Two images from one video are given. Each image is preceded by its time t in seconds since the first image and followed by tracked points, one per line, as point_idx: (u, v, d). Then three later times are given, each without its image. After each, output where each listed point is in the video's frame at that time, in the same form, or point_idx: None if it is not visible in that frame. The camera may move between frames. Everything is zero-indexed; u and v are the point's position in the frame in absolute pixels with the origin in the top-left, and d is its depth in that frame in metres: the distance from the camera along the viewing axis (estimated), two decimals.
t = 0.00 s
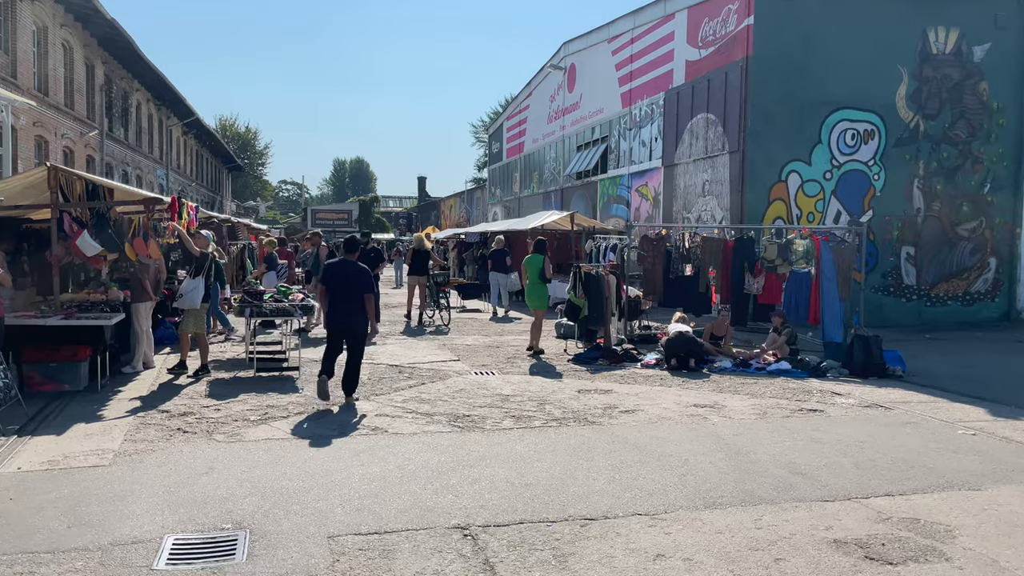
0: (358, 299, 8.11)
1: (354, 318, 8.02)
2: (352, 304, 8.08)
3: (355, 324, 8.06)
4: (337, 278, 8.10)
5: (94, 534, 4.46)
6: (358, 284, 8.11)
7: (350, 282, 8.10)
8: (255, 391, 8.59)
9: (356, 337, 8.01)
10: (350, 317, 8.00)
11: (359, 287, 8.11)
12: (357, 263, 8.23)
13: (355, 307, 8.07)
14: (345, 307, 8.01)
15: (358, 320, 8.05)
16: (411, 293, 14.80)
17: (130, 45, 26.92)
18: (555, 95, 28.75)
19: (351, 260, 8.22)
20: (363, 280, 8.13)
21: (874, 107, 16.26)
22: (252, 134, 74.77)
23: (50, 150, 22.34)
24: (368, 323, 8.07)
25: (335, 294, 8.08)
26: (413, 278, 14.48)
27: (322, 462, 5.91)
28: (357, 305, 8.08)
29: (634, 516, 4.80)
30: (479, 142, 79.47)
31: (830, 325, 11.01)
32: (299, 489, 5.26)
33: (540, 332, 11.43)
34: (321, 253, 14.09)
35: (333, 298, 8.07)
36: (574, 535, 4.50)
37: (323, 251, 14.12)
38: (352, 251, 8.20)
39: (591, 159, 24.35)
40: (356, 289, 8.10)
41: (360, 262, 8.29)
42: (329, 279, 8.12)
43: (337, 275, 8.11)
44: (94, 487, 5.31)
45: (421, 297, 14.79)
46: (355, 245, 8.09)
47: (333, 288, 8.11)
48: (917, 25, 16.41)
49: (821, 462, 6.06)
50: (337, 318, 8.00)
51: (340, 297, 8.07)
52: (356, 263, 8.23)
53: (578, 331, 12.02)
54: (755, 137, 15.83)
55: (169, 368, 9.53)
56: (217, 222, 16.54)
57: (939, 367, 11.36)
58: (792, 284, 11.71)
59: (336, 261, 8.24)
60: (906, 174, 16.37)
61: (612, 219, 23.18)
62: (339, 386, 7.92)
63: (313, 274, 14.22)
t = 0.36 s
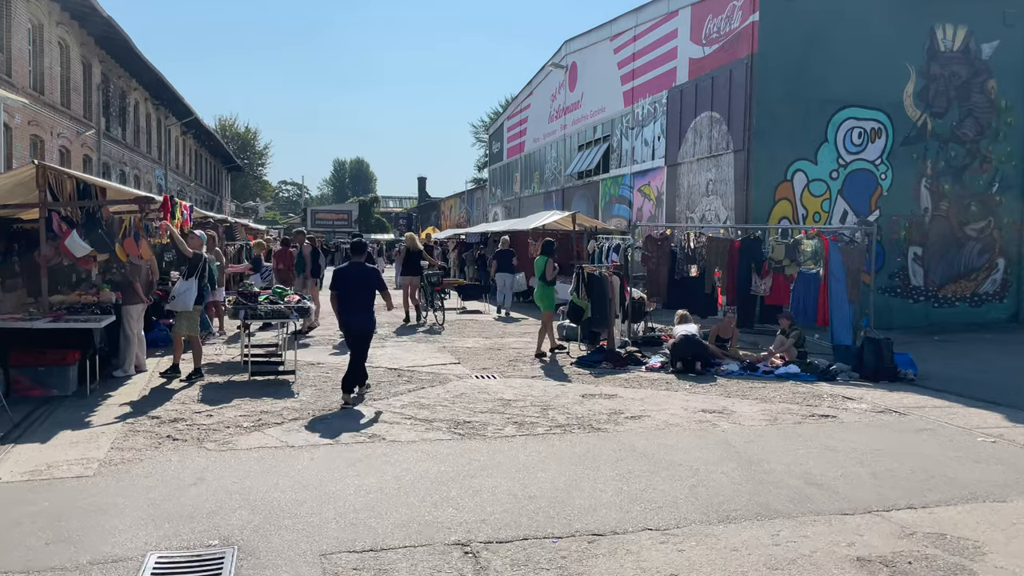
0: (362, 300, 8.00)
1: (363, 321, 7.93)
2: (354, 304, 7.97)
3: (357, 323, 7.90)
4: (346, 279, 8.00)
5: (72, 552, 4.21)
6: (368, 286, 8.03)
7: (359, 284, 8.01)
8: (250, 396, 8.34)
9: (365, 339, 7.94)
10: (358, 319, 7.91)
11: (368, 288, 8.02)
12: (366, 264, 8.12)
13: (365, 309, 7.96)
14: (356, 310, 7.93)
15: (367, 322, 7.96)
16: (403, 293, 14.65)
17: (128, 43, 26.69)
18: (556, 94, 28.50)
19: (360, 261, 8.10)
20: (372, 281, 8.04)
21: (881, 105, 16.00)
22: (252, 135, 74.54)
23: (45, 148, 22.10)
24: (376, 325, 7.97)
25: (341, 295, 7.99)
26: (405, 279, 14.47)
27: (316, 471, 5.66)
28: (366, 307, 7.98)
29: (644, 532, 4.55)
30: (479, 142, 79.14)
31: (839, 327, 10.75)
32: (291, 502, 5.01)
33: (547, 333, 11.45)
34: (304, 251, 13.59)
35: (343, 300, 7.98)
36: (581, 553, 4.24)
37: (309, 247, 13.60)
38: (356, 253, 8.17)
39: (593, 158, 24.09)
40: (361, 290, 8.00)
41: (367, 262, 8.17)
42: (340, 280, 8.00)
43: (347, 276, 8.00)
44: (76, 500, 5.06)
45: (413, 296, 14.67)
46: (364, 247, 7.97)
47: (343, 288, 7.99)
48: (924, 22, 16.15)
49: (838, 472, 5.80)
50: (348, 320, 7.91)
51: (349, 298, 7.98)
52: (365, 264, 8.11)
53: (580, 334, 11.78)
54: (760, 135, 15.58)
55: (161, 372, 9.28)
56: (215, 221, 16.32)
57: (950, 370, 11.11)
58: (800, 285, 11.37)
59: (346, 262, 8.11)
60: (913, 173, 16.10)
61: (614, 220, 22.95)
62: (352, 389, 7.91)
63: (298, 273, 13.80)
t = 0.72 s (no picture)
0: (369, 295, 8.48)
1: (369, 314, 8.42)
2: (359, 299, 8.43)
3: (357, 318, 8.43)
4: (353, 275, 8.48)
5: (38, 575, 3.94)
6: (373, 282, 8.49)
7: (364, 279, 8.49)
8: (238, 402, 8.07)
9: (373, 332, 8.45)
10: (366, 314, 8.42)
11: (373, 284, 8.49)
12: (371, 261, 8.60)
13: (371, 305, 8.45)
14: (362, 305, 8.40)
15: (373, 316, 8.45)
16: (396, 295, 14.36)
17: (122, 42, 26.41)
18: (555, 93, 28.21)
19: (365, 258, 8.58)
20: (377, 276, 8.50)
21: (884, 104, 15.74)
22: (250, 135, 74.20)
23: (38, 148, 21.82)
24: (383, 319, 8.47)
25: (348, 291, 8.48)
26: (397, 279, 14.04)
27: (303, 484, 5.40)
28: (372, 302, 8.47)
29: (647, 550, 4.29)
30: (478, 142, 78.81)
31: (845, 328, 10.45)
32: (274, 517, 4.74)
33: (548, 336, 11.25)
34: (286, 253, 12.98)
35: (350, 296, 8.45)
36: None
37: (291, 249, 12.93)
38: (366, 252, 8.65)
39: (592, 157, 23.82)
40: (367, 285, 8.48)
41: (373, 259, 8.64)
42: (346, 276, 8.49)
43: (353, 273, 8.48)
44: (47, 516, 4.79)
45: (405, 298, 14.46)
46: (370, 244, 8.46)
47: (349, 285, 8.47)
48: (929, 19, 15.92)
49: (850, 483, 5.54)
50: (356, 314, 8.42)
51: (356, 293, 8.45)
52: (370, 260, 8.59)
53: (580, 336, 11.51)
54: (762, 134, 15.34)
55: (149, 377, 9.02)
56: (209, 221, 16.06)
57: (958, 374, 10.83)
58: (804, 287, 11.15)
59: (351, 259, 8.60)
60: (918, 173, 15.84)
61: (614, 220, 22.67)
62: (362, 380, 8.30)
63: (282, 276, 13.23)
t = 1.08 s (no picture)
0: (381, 299, 8.65)
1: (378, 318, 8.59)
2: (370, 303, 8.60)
3: (363, 321, 8.60)
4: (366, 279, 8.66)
5: None
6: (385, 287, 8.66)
7: (377, 284, 8.67)
8: (227, 407, 7.84)
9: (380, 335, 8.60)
10: (375, 318, 8.58)
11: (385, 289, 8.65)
12: (385, 266, 8.79)
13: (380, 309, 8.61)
14: (372, 309, 8.58)
15: (382, 320, 8.61)
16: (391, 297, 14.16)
17: (117, 41, 26.16)
18: (554, 92, 27.96)
19: (379, 263, 8.77)
20: (389, 281, 8.67)
21: (888, 102, 15.51)
22: (248, 135, 73.92)
23: (30, 148, 21.57)
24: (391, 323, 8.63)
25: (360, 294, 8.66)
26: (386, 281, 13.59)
27: (289, 496, 5.17)
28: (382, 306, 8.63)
29: (649, 569, 4.06)
30: (477, 142, 78.53)
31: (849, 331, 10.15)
32: (256, 533, 4.51)
33: (548, 337, 11.04)
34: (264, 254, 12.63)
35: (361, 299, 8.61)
36: None
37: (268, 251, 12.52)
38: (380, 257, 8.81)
39: (591, 157, 23.59)
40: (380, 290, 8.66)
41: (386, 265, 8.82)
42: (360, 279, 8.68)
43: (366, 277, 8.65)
44: (18, 531, 4.55)
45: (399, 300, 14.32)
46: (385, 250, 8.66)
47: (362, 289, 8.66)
48: (932, 15, 15.69)
49: (860, 495, 5.31)
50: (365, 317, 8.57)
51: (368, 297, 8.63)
52: (383, 266, 8.77)
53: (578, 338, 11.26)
54: (764, 133, 15.14)
55: (136, 381, 8.77)
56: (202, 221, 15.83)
57: (965, 377, 10.58)
58: (808, 289, 10.89)
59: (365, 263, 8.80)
60: (921, 172, 15.61)
61: (613, 220, 22.43)
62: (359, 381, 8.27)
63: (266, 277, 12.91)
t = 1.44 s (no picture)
0: (380, 295, 8.66)
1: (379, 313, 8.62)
2: (370, 299, 8.61)
3: (364, 316, 8.61)
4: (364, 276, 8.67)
5: None
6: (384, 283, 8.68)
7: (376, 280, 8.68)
8: (216, 412, 7.59)
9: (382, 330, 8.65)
10: (376, 313, 8.60)
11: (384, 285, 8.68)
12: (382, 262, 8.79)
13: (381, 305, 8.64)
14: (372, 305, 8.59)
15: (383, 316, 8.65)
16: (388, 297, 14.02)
17: (114, 40, 25.93)
18: (555, 90, 27.68)
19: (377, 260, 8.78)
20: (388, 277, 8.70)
21: (894, 99, 15.26)
22: (248, 135, 73.66)
23: (25, 147, 21.33)
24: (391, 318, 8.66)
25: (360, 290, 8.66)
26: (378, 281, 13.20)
27: (275, 507, 4.92)
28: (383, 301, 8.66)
29: None
30: (478, 142, 78.17)
31: (856, 332, 10.00)
32: (238, 547, 4.26)
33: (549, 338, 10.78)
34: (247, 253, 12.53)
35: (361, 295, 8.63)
36: None
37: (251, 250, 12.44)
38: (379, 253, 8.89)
39: (592, 156, 23.35)
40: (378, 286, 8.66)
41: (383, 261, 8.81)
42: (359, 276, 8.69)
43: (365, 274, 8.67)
44: None
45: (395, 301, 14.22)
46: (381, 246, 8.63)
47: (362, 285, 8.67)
48: (938, 11, 15.43)
49: (874, 505, 5.06)
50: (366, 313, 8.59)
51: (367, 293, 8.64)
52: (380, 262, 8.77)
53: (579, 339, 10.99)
54: (768, 130, 14.93)
55: (125, 384, 8.52)
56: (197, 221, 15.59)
57: (975, 379, 10.32)
58: (814, 289, 10.82)
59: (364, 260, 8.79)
60: (928, 170, 15.36)
61: (614, 219, 22.18)
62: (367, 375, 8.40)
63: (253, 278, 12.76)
